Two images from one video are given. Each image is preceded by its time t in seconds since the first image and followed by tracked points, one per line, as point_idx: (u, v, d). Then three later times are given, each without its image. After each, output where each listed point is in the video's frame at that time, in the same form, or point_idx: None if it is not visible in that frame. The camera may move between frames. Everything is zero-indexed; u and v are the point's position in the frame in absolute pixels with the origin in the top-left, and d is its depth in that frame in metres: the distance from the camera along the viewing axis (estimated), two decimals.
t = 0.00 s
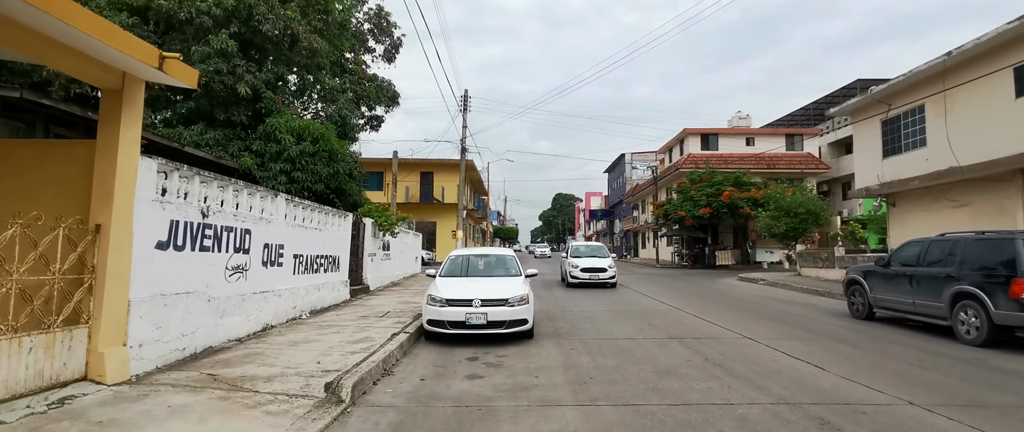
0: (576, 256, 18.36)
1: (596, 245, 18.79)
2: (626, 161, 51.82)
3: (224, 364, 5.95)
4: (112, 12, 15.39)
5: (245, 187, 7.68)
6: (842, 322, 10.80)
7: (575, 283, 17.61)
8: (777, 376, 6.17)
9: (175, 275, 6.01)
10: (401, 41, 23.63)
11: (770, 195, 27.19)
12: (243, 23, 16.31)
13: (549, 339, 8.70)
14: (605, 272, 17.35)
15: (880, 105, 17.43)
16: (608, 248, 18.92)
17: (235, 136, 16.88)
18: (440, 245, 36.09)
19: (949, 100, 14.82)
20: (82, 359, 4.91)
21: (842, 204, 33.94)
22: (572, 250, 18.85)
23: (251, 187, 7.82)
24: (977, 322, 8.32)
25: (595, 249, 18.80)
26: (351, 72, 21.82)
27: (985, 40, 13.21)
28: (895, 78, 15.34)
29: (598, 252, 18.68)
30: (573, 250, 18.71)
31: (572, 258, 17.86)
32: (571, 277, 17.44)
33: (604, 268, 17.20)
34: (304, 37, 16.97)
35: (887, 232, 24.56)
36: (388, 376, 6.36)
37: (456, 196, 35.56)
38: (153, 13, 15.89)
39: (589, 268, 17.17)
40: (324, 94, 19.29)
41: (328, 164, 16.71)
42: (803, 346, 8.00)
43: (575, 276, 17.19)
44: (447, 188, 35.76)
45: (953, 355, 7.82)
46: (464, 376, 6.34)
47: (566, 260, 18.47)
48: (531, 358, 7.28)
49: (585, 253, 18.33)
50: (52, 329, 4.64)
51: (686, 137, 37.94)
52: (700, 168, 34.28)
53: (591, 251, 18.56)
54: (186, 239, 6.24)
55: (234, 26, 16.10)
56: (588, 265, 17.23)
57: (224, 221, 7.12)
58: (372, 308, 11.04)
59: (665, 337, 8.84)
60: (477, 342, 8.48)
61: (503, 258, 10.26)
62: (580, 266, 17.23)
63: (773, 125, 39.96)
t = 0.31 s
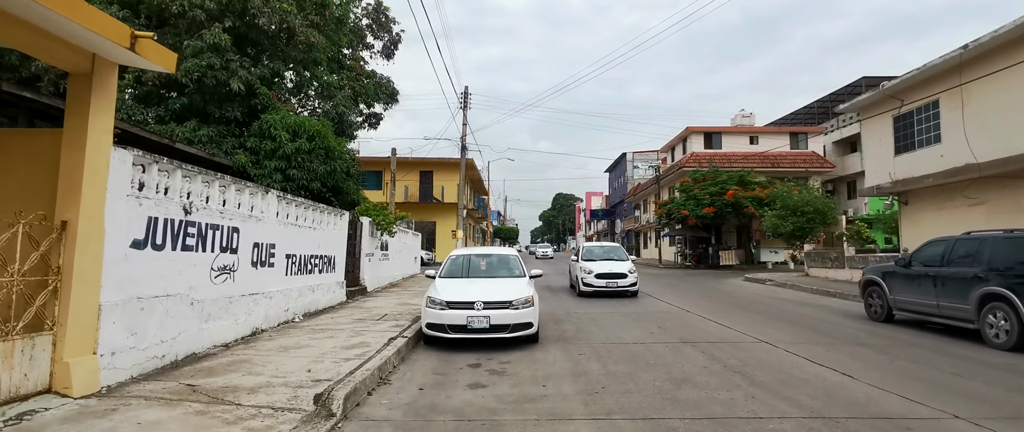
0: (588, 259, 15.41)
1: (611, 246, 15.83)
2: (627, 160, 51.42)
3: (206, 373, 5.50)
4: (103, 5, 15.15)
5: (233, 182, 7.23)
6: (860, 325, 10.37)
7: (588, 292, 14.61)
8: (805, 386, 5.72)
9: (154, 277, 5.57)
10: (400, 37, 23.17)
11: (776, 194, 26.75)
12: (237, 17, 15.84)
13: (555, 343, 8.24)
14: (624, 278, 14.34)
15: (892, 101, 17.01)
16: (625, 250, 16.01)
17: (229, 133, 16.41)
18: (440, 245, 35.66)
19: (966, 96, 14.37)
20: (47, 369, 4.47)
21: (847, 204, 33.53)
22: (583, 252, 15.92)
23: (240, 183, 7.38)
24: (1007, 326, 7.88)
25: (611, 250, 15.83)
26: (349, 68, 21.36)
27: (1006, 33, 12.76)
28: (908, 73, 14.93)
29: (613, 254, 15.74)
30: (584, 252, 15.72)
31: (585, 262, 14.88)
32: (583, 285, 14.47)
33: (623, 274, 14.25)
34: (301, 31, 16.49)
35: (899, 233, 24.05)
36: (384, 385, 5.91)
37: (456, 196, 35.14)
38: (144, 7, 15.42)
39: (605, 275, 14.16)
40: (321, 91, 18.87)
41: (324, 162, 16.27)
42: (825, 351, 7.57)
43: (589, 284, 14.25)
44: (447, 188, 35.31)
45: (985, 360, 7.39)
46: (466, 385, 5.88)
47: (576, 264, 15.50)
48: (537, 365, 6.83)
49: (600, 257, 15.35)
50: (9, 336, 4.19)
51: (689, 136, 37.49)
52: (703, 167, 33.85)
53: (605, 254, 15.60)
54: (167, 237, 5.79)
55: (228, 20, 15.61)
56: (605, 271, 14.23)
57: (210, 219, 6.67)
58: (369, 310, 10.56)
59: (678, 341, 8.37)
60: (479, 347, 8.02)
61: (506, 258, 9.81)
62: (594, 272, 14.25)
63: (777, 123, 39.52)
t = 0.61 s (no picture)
0: (606, 265, 12.41)
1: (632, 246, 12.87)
2: (628, 159, 50.95)
3: (183, 382, 5.07)
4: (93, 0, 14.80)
5: (217, 177, 6.81)
6: (875, 327, 9.97)
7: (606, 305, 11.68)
8: (832, 395, 5.28)
9: (127, 278, 5.15)
10: (398, 33, 22.73)
11: (781, 193, 26.34)
12: (230, 11, 15.36)
13: (559, 347, 7.81)
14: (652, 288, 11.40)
15: (902, 97, 16.61)
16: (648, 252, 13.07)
17: (223, 130, 15.81)
18: (440, 245, 35.24)
19: (980, 91, 13.97)
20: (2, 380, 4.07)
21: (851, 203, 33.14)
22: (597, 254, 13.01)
23: (226, 178, 6.96)
24: None
25: (632, 254, 12.81)
26: (346, 64, 20.92)
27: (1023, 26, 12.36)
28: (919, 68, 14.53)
29: (636, 257, 12.71)
30: (601, 256, 12.73)
31: (601, 268, 11.94)
32: (601, 297, 11.49)
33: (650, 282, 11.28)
34: (296, 25, 16.05)
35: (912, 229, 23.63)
36: (376, 394, 5.49)
37: (456, 195, 34.72)
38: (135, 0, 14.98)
39: (627, 284, 11.24)
40: (317, 87, 18.44)
41: (320, 159, 15.80)
42: (845, 356, 7.15)
43: (609, 295, 11.28)
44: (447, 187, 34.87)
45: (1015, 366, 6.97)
46: (465, 395, 5.46)
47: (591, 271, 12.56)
48: (541, 372, 6.41)
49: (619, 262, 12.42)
50: None
51: (691, 134, 37.07)
52: (706, 166, 33.43)
53: (624, 256, 12.64)
54: (142, 235, 5.37)
55: (221, 13, 15.16)
56: (628, 279, 11.27)
57: (193, 216, 6.25)
58: (364, 312, 10.13)
59: (689, 346, 7.93)
60: (479, 352, 7.59)
61: (507, 258, 9.38)
62: (616, 280, 11.28)
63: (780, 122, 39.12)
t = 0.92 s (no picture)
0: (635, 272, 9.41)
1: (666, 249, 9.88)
2: (630, 159, 50.47)
3: (156, 397, 4.61)
4: None
5: (200, 173, 6.34)
6: (894, 331, 9.52)
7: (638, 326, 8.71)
8: (869, 411, 4.83)
9: (96, 282, 4.70)
10: (397, 29, 22.29)
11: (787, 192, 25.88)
12: (224, 5, 14.93)
13: (565, 354, 7.35)
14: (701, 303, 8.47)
15: (915, 93, 16.15)
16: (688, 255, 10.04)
17: (216, 128, 15.31)
18: (440, 246, 34.79)
19: (998, 86, 13.51)
20: None
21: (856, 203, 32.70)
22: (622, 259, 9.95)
23: (211, 174, 6.50)
24: None
25: (666, 257, 9.80)
26: (344, 61, 20.47)
27: None
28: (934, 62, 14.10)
29: (671, 261, 9.72)
30: (627, 261, 9.73)
31: (631, 277, 8.98)
32: (633, 315, 8.52)
33: (699, 296, 8.34)
34: (292, 20, 15.59)
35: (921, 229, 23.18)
36: (369, 409, 5.04)
37: (456, 195, 34.29)
38: None
39: (669, 299, 8.30)
40: (314, 85, 17.97)
41: (316, 158, 15.32)
42: (871, 364, 6.70)
43: (642, 313, 8.35)
44: (447, 187, 34.40)
45: None
46: (466, 409, 5.00)
47: (614, 280, 9.63)
48: (548, 382, 5.95)
49: (652, 269, 9.44)
50: None
51: (694, 133, 36.61)
52: (709, 166, 32.96)
53: (659, 262, 9.65)
54: (114, 236, 4.92)
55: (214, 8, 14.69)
56: (670, 292, 8.31)
57: (174, 215, 5.80)
58: (360, 316, 9.67)
59: (703, 352, 7.48)
60: (481, 360, 7.14)
61: (510, 259, 8.93)
62: (653, 293, 8.33)
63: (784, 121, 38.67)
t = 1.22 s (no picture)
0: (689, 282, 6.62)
1: (730, 249, 7.14)
2: (634, 158, 50.00)
3: (124, 411, 4.15)
4: None
5: (183, 166, 5.89)
6: (918, 335, 9.07)
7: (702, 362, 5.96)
8: (914, 426, 4.36)
9: (60, 283, 4.26)
10: (398, 24, 21.86)
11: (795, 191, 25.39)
12: None
13: (573, 360, 6.89)
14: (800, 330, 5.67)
15: (931, 87, 15.64)
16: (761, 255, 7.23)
17: (210, 124, 14.72)
18: (442, 246, 34.34)
19: (1019, 79, 13.03)
20: None
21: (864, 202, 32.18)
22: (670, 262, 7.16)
23: (194, 166, 6.04)
24: None
25: (727, 260, 6.99)
26: (343, 56, 20.05)
27: None
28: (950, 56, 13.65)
29: (735, 265, 6.91)
30: (676, 266, 6.91)
31: (690, 291, 6.18)
32: (697, 348, 5.76)
33: (800, 321, 5.56)
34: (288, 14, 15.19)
35: (931, 228, 22.69)
36: (361, 422, 4.59)
37: (457, 194, 33.86)
38: None
39: (755, 325, 5.54)
40: (312, 80, 17.54)
41: (312, 154, 14.77)
42: (903, 371, 6.24)
43: (712, 347, 5.58)
44: (449, 186, 33.97)
45: None
46: (467, 423, 4.54)
47: (661, 293, 6.85)
48: (557, 391, 5.50)
49: (714, 277, 6.63)
50: None
51: (699, 131, 36.13)
52: (715, 164, 32.47)
53: (722, 267, 6.85)
54: (80, 231, 4.48)
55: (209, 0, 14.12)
56: (756, 315, 5.54)
57: (152, 211, 5.34)
58: (356, 318, 9.23)
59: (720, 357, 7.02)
60: (483, 366, 6.68)
61: (514, 258, 8.48)
62: (729, 317, 5.57)
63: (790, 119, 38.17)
